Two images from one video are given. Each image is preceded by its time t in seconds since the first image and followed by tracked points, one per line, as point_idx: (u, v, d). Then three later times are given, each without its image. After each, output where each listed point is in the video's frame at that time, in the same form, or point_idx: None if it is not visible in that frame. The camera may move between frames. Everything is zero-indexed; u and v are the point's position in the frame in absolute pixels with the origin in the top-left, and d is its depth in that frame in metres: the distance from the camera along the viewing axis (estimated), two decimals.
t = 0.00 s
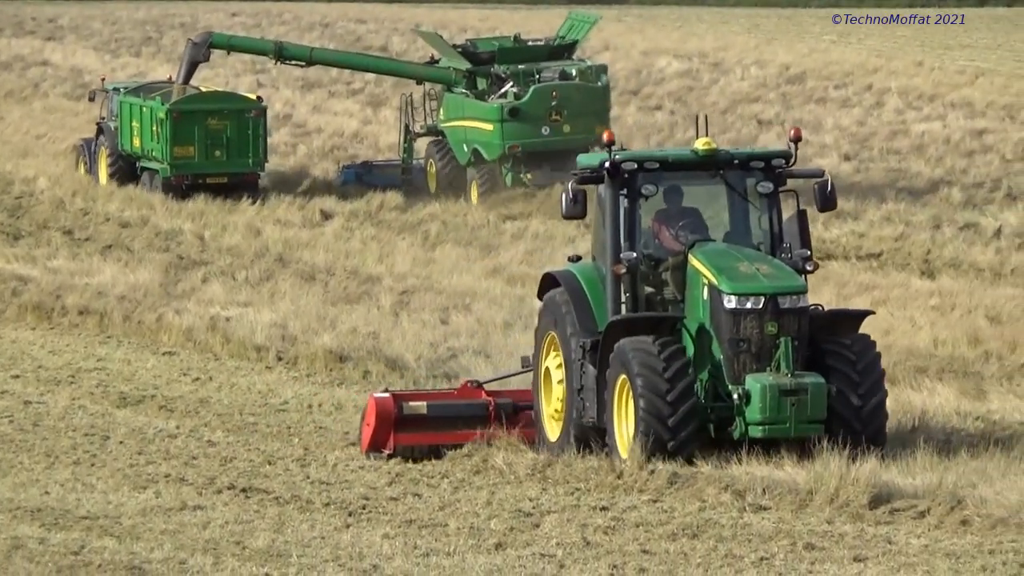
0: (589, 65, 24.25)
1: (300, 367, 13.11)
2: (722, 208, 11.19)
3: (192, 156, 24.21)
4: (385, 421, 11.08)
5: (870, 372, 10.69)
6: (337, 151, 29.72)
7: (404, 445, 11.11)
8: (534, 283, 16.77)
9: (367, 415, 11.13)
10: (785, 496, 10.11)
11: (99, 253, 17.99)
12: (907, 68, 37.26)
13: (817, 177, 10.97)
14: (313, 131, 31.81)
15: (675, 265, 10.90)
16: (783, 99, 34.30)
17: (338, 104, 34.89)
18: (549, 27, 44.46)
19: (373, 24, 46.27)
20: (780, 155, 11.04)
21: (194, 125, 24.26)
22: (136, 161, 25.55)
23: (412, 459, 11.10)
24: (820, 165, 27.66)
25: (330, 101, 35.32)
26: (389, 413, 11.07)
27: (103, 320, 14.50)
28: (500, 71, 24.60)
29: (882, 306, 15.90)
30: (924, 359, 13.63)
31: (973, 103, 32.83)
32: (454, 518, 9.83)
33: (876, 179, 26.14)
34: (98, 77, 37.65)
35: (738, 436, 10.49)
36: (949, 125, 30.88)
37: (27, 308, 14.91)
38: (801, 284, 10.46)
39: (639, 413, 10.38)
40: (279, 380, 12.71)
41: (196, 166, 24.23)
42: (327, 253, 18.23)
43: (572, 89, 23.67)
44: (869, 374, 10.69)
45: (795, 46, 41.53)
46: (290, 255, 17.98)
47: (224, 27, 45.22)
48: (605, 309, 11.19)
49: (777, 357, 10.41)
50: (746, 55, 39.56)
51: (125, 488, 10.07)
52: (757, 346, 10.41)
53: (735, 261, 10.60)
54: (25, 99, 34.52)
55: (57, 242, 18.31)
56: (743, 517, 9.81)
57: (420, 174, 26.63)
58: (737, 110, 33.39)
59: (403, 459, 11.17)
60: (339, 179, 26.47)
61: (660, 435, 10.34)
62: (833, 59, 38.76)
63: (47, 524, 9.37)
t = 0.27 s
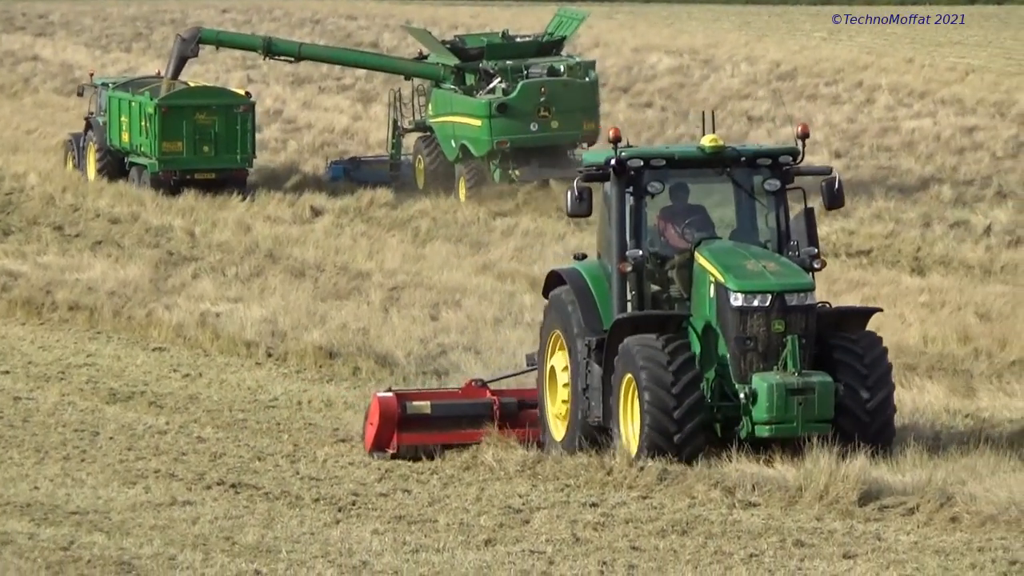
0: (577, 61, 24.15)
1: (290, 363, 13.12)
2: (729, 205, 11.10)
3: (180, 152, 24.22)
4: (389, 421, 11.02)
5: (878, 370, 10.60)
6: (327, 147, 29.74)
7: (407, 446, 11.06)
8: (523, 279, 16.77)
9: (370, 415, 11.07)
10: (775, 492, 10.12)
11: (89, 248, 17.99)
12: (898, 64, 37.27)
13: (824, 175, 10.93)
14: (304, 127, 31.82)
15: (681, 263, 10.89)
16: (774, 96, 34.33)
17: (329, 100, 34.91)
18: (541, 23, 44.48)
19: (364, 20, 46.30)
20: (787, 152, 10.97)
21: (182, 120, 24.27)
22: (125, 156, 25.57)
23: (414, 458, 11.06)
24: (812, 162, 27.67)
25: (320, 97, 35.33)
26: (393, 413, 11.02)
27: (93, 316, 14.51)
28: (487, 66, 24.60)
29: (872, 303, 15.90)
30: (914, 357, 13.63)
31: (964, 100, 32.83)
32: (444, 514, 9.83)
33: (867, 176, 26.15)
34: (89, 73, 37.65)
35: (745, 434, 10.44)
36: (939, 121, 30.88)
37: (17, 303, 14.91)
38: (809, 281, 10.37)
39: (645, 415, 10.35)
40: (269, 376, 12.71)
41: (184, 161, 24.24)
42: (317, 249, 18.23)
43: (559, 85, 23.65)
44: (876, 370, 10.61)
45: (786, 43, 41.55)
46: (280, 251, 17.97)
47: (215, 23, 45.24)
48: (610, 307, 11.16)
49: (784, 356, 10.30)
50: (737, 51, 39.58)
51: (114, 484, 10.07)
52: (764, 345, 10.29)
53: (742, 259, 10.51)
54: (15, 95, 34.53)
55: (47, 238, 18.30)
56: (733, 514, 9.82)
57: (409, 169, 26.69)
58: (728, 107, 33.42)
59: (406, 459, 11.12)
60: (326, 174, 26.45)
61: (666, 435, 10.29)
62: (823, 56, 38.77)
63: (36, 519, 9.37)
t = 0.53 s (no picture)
0: (567, 58, 24.27)
1: (283, 360, 13.13)
2: (736, 202, 11.09)
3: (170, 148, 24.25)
4: (394, 419, 11.01)
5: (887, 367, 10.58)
6: (319, 144, 29.74)
7: (412, 444, 11.04)
8: (516, 276, 16.77)
9: (375, 413, 11.04)
10: (767, 489, 10.10)
11: (82, 245, 17.99)
12: (891, 61, 37.26)
13: (833, 172, 10.86)
14: (297, 125, 31.83)
15: (688, 261, 10.84)
16: (766, 93, 34.35)
17: (321, 97, 34.92)
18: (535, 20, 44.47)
19: (357, 17, 46.30)
20: (796, 148, 10.97)
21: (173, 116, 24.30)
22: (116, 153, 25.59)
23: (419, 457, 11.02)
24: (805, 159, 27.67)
25: (313, 95, 35.32)
26: (398, 410, 11.01)
27: (85, 313, 14.52)
28: (478, 62, 24.64)
29: (864, 300, 15.89)
30: (907, 354, 13.63)
31: (957, 97, 32.81)
32: (436, 511, 9.83)
33: (860, 173, 26.14)
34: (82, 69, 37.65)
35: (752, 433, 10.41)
36: (932, 119, 30.87)
37: (10, 301, 14.92)
38: (816, 279, 10.37)
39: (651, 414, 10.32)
40: (262, 373, 12.72)
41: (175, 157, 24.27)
42: (310, 246, 18.23)
43: (549, 81, 23.65)
44: (887, 370, 10.57)
45: (779, 40, 41.55)
46: (273, 248, 17.97)
47: (207, 19, 45.23)
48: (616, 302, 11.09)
49: (792, 354, 10.30)
50: (729, 48, 39.57)
51: (107, 480, 10.07)
52: (771, 342, 10.30)
53: (750, 256, 10.51)
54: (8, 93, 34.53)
55: (40, 235, 18.29)
56: (725, 511, 9.81)
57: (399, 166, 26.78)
58: (720, 105, 33.43)
59: (411, 458, 11.09)
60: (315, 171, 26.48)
61: (673, 435, 10.29)
62: (816, 52, 38.76)
63: (28, 516, 9.37)
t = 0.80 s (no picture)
0: (554, 55, 24.24)
1: (272, 356, 13.14)
2: (743, 199, 10.99)
3: (157, 145, 24.24)
4: (398, 419, 10.92)
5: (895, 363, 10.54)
6: (309, 141, 29.74)
7: (417, 443, 10.95)
8: (505, 273, 16.78)
9: (380, 411, 10.96)
10: (757, 486, 10.10)
11: (71, 242, 17.98)
12: (880, 58, 37.27)
13: (841, 168, 10.71)
14: (287, 121, 31.84)
15: (695, 257, 10.77)
16: (755, 90, 34.39)
17: (311, 94, 34.92)
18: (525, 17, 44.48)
19: (346, 14, 46.29)
20: (803, 144, 10.86)
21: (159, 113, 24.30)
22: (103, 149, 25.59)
23: (424, 457, 10.96)
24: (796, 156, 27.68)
25: (302, 91, 35.32)
26: (402, 410, 10.92)
27: (75, 309, 14.52)
28: (465, 60, 24.66)
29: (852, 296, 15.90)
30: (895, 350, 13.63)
31: (946, 94, 32.84)
32: (425, 508, 9.83)
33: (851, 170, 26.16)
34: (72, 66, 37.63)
35: (759, 430, 10.35)
36: (921, 115, 30.88)
37: None
38: (824, 275, 10.27)
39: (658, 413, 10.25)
40: (251, 369, 12.72)
41: (161, 154, 24.27)
42: (299, 243, 18.22)
43: (536, 78, 23.71)
44: (894, 366, 10.54)
45: (767, 36, 41.55)
46: (262, 244, 17.96)
47: (196, 15, 45.20)
48: (622, 301, 11.00)
49: (799, 352, 10.25)
50: (719, 45, 39.57)
51: (96, 477, 10.07)
52: (779, 340, 10.23)
53: (757, 253, 10.42)
54: None
55: (29, 231, 18.27)
56: (715, 507, 9.82)
57: (386, 161, 26.79)
58: (709, 102, 33.45)
59: (416, 456, 11.01)
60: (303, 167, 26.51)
61: (679, 427, 10.18)
62: (805, 49, 38.76)
63: (18, 513, 9.37)
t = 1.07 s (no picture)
0: (543, 58, 24.28)
1: (264, 362, 13.14)
2: (753, 202, 10.93)
3: (147, 148, 24.25)
4: (405, 424, 10.89)
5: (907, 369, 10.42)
6: (302, 145, 29.75)
7: (424, 449, 10.95)
8: (497, 277, 16.79)
9: (387, 418, 10.95)
10: (750, 489, 10.07)
11: (64, 247, 17.96)
12: (873, 63, 37.31)
13: (852, 170, 10.59)
14: (280, 126, 31.85)
15: (705, 262, 10.67)
16: (747, 93, 34.40)
17: (303, 99, 34.93)
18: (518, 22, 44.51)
19: (338, 18, 46.29)
20: (814, 147, 10.79)
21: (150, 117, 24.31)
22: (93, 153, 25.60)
23: (429, 463, 10.93)
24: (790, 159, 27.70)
25: (294, 96, 35.33)
26: (409, 416, 10.88)
27: (67, 314, 14.51)
28: (454, 63, 24.67)
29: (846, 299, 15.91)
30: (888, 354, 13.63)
31: (938, 97, 32.88)
32: (418, 512, 9.83)
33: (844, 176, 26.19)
34: (65, 71, 37.64)
35: (770, 437, 10.31)
36: (913, 119, 30.88)
37: None
38: (835, 280, 10.23)
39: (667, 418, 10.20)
40: (244, 374, 12.73)
41: (151, 158, 24.28)
42: (292, 248, 18.21)
43: (525, 81, 23.74)
44: (906, 370, 10.42)
45: (759, 41, 41.57)
46: (254, 249, 17.95)
47: (189, 20, 45.20)
48: (631, 306, 10.97)
49: (810, 357, 10.19)
50: (709, 49, 39.58)
51: (89, 482, 10.07)
52: (789, 345, 10.16)
53: (767, 257, 10.36)
54: None
55: (21, 236, 18.26)
56: (708, 511, 9.81)
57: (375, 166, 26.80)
58: (701, 106, 33.47)
59: (422, 463, 11.01)
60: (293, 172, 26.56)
61: (689, 429, 10.12)
62: (797, 54, 38.77)
63: (10, 518, 9.37)
